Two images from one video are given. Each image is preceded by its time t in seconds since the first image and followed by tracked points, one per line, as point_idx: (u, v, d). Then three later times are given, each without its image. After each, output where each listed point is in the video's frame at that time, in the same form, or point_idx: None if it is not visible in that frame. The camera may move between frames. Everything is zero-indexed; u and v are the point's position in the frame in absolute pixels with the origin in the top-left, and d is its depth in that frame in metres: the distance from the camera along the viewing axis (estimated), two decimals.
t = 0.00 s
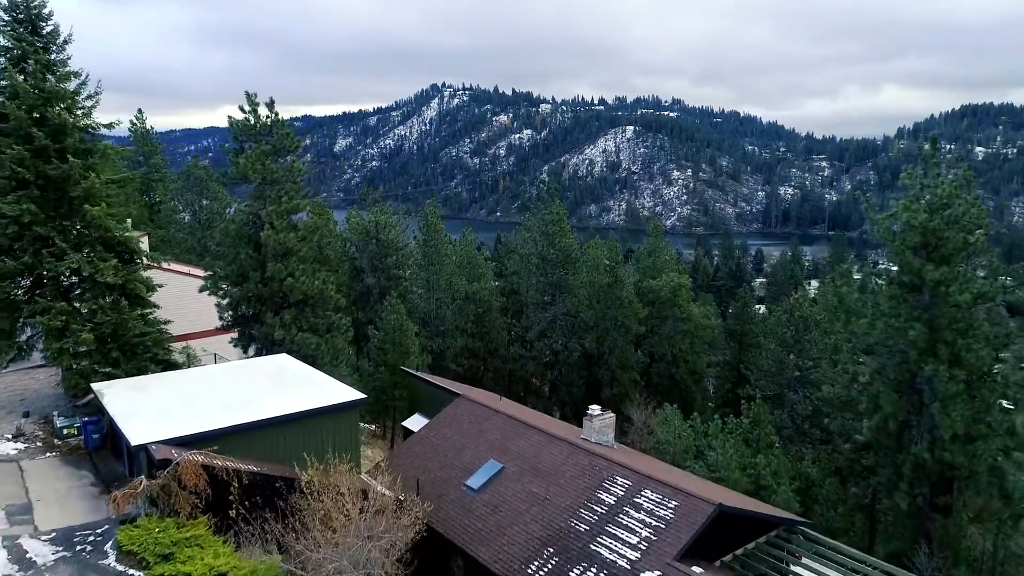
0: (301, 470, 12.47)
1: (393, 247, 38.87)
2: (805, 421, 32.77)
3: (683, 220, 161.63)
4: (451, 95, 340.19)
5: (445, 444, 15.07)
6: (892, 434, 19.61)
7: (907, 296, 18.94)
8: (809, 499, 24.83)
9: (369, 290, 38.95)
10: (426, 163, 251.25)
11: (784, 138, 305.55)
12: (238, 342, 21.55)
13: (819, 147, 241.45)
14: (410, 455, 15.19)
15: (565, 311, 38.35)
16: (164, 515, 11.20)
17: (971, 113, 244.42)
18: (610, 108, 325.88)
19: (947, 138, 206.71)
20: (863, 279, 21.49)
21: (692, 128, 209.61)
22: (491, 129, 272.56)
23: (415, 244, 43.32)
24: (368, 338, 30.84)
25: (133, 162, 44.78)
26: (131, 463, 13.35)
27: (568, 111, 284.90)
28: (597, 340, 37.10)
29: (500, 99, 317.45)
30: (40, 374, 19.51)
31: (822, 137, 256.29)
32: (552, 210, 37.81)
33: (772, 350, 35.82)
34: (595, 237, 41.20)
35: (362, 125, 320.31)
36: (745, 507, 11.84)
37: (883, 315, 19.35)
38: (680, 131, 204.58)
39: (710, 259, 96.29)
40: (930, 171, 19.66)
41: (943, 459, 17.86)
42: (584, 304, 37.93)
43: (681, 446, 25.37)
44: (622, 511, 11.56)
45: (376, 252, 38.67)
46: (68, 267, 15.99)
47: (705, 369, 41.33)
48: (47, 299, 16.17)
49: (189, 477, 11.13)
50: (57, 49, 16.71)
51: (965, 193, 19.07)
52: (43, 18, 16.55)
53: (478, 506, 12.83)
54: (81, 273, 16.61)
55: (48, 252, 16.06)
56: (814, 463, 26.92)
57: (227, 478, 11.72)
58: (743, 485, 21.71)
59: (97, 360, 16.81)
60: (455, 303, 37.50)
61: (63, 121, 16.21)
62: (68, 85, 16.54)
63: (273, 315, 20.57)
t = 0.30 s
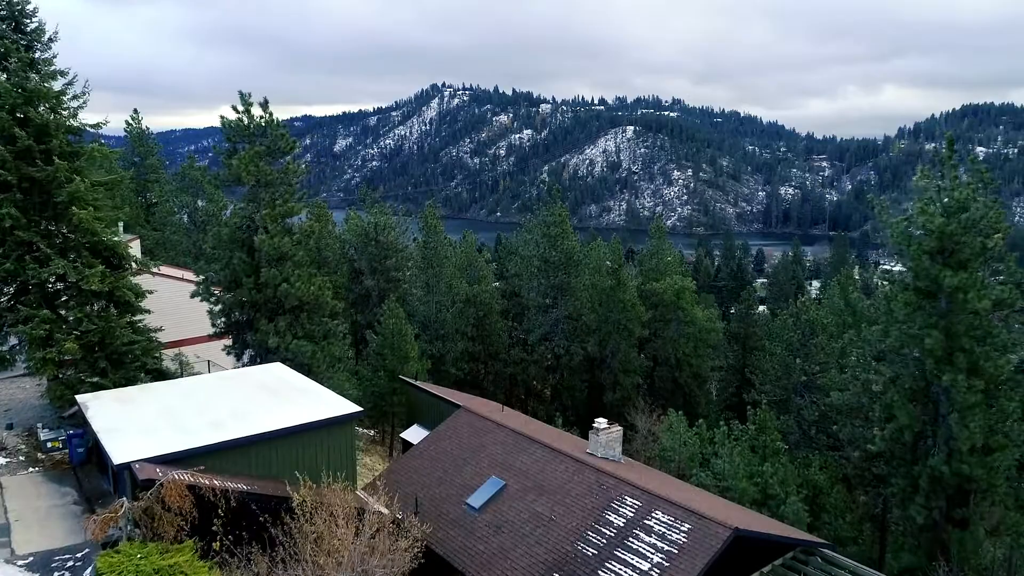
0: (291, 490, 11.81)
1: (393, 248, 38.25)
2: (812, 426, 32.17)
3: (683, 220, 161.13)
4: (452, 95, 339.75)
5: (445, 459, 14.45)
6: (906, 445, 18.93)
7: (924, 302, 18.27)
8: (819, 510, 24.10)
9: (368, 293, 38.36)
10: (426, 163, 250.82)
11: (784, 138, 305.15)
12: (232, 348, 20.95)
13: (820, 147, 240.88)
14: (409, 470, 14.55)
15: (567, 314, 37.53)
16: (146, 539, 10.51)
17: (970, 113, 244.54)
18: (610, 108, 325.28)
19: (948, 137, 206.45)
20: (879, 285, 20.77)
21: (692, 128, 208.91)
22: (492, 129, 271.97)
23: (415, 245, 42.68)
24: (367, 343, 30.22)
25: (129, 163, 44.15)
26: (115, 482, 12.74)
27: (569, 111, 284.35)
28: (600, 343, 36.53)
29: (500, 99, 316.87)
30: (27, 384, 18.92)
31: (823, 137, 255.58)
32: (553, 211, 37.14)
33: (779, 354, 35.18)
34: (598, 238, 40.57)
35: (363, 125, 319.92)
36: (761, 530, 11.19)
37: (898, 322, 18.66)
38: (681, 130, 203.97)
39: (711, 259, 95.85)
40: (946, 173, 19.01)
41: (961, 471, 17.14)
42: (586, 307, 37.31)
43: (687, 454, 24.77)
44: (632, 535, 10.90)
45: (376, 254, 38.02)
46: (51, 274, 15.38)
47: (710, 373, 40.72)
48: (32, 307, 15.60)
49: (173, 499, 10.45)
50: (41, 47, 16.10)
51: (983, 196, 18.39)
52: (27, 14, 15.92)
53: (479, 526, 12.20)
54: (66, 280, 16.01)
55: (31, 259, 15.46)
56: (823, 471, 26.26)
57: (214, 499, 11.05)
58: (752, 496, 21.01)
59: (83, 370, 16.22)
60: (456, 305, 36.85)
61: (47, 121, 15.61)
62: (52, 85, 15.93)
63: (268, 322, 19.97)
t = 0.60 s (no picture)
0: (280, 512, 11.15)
1: (392, 251, 37.61)
2: (817, 432, 31.59)
3: (684, 220, 160.58)
4: (452, 95, 339.10)
5: (444, 475, 13.82)
6: (921, 456, 18.26)
7: (939, 309, 17.63)
8: (829, 521, 23.41)
9: (367, 296, 37.75)
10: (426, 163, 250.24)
11: (785, 138, 304.59)
12: (224, 356, 20.35)
13: (821, 147, 240.28)
14: (406, 487, 13.92)
15: (569, 318, 36.88)
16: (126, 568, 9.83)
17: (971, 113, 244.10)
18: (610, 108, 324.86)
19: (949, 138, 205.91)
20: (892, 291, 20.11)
21: (693, 128, 208.15)
22: (492, 129, 271.33)
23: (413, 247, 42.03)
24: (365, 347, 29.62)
25: (126, 163, 44.11)
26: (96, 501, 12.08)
27: (569, 111, 283.74)
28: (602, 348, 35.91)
29: (500, 99, 316.35)
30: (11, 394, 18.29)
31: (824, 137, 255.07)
32: (555, 214, 36.56)
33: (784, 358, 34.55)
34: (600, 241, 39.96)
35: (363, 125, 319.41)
36: (779, 554, 10.56)
37: (913, 329, 18.01)
38: (682, 130, 203.33)
39: (713, 259, 95.31)
40: (963, 175, 18.30)
41: (980, 485, 16.46)
42: (588, 311, 36.71)
43: (692, 462, 24.13)
44: (642, 560, 10.27)
45: (374, 256, 37.39)
46: (32, 281, 14.74)
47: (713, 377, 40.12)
48: (13, 315, 14.99)
49: (155, 524, 9.76)
50: (24, 45, 15.45)
51: (1002, 199, 17.68)
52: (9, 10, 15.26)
53: (479, 548, 11.57)
54: (49, 287, 15.36)
55: (13, 265, 14.83)
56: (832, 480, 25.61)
57: (198, 523, 10.36)
58: (761, 508, 20.32)
59: (67, 381, 15.58)
60: (455, 308, 36.17)
61: (29, 122, 14.97)
62: (35, 84, 15.30)
63: (261, 329, 19.36)
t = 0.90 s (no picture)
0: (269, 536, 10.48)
1: (391, 253, 36.96)
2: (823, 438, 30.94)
3: (684, 220, 160.08)
4: (451, 94, 338.57)
5: (444, 494, 13.18)
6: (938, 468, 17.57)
7: (958, 316, 16.96)
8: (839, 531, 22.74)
9: (365, 299, 37.14)
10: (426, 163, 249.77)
11: (785, 138, 304.10)
12: (216, 363, 19.73)
13: (821, 147, 239.63)
14: (404, 506, 13.27)
15: (570, 322, 36.29)
16: None
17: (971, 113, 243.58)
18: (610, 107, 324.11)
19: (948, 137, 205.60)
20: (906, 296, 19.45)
21: (692, 128, 207.77)
22: (491, 129, 270.71)
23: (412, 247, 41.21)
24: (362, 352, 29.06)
25: (122, 164, 44.23)
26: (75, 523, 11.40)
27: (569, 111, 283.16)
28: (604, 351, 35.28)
29: (500, 99, 315.66)
30: None
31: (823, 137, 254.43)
32: (557, 215, 35.72)
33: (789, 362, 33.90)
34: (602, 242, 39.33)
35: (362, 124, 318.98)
36: None
37: (930, 337, 17.34)
38: (682, 130, 202.75)
39: (713, 259, 94.78)
40: (983, 177, 17.57)
41: (1002, 500, 15.78)
42: (589, 314, 36.09)
43: (699, 471, 23.47)
44: None
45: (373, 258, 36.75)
46: (11, 288, 14.07)
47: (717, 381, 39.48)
48: None
49: (133, 553, 9.03)
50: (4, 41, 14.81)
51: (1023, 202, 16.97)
52: None
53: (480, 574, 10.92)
54: (30, 294, 14.69)
55: None
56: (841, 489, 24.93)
57: (181, 551, 9.67)
58: (770, 520, 19.64)
59: (50, 393, 14.93)
60: (456, 311, 35.33)
61: (8, 122, 14.33)
62: (15, 82, 14.65)
63: (253, 335, 18.78)
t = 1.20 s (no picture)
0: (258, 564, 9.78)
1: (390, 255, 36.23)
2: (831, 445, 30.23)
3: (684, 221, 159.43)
4: (451, 95, 337.97)
5: (444, 515, 12.50)
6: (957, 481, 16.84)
7: (979, 325, 16.23)
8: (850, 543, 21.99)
9: (364, 302, 36.48)
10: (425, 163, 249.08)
11: (785, 138, 303.38)
12: (208, 372, 19.04)
13: (822, 147, 239.03)
14: (402, 528, 12.60)
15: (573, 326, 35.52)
16: None
17: (972, 113, 243.02)
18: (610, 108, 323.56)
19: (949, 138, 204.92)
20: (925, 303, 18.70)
21: (693, 128, 207.15)
22: (491, 129, 270.11)
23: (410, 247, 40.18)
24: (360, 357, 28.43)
25: (116, 164, 43.63)
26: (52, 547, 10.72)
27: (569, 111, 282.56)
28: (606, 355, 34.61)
29: (500, 99, 315.23)
30: None
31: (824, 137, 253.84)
32: (559, 217, 34.84)
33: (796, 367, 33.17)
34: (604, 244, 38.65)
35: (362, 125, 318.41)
36: None
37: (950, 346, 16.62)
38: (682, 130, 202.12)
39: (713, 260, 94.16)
40: (1006, 180, 16.85)
41: None
42: (592, 317, 35.41)
43: (706, 480, 22.78)
44: None
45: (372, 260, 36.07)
46: None
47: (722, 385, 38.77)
48: None
49: None
50: None
51: None
52: None
53: None
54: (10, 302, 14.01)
55: None
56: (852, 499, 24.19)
57: None
58: (781, 532, 18.90)
59: (32, 406, 14.26)
60: (456, 315, 34.31)
61: None
62: None
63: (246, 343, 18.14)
